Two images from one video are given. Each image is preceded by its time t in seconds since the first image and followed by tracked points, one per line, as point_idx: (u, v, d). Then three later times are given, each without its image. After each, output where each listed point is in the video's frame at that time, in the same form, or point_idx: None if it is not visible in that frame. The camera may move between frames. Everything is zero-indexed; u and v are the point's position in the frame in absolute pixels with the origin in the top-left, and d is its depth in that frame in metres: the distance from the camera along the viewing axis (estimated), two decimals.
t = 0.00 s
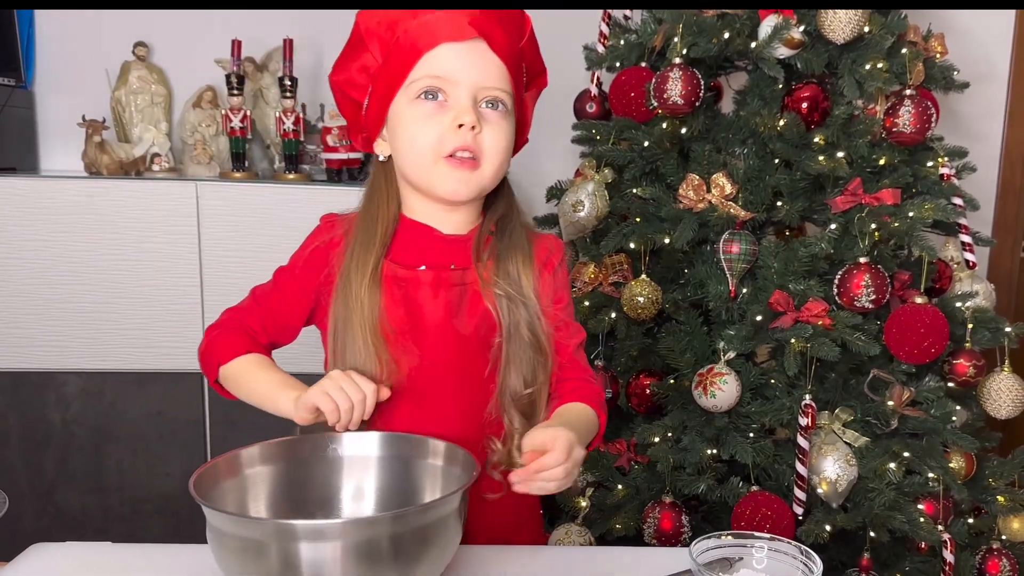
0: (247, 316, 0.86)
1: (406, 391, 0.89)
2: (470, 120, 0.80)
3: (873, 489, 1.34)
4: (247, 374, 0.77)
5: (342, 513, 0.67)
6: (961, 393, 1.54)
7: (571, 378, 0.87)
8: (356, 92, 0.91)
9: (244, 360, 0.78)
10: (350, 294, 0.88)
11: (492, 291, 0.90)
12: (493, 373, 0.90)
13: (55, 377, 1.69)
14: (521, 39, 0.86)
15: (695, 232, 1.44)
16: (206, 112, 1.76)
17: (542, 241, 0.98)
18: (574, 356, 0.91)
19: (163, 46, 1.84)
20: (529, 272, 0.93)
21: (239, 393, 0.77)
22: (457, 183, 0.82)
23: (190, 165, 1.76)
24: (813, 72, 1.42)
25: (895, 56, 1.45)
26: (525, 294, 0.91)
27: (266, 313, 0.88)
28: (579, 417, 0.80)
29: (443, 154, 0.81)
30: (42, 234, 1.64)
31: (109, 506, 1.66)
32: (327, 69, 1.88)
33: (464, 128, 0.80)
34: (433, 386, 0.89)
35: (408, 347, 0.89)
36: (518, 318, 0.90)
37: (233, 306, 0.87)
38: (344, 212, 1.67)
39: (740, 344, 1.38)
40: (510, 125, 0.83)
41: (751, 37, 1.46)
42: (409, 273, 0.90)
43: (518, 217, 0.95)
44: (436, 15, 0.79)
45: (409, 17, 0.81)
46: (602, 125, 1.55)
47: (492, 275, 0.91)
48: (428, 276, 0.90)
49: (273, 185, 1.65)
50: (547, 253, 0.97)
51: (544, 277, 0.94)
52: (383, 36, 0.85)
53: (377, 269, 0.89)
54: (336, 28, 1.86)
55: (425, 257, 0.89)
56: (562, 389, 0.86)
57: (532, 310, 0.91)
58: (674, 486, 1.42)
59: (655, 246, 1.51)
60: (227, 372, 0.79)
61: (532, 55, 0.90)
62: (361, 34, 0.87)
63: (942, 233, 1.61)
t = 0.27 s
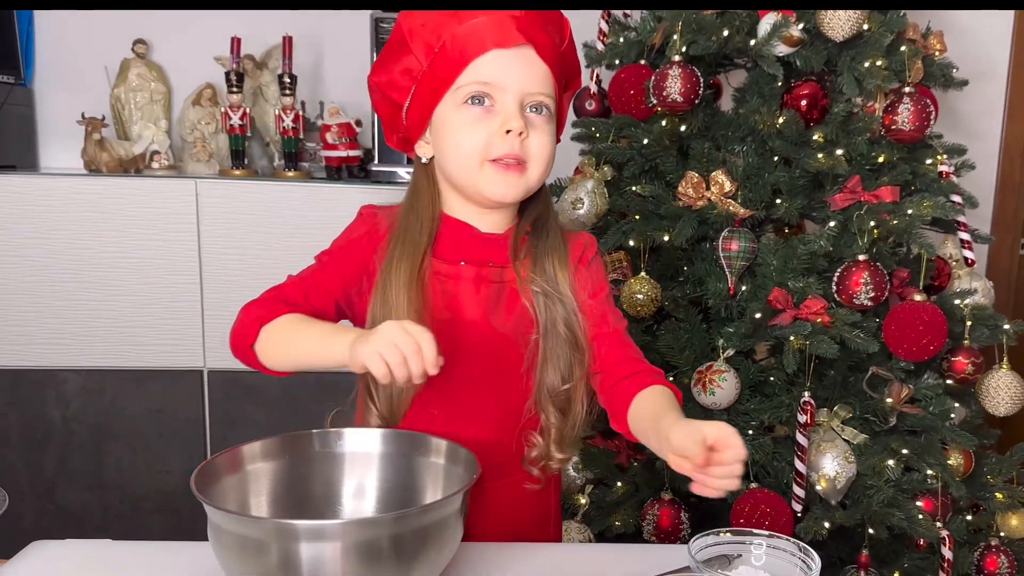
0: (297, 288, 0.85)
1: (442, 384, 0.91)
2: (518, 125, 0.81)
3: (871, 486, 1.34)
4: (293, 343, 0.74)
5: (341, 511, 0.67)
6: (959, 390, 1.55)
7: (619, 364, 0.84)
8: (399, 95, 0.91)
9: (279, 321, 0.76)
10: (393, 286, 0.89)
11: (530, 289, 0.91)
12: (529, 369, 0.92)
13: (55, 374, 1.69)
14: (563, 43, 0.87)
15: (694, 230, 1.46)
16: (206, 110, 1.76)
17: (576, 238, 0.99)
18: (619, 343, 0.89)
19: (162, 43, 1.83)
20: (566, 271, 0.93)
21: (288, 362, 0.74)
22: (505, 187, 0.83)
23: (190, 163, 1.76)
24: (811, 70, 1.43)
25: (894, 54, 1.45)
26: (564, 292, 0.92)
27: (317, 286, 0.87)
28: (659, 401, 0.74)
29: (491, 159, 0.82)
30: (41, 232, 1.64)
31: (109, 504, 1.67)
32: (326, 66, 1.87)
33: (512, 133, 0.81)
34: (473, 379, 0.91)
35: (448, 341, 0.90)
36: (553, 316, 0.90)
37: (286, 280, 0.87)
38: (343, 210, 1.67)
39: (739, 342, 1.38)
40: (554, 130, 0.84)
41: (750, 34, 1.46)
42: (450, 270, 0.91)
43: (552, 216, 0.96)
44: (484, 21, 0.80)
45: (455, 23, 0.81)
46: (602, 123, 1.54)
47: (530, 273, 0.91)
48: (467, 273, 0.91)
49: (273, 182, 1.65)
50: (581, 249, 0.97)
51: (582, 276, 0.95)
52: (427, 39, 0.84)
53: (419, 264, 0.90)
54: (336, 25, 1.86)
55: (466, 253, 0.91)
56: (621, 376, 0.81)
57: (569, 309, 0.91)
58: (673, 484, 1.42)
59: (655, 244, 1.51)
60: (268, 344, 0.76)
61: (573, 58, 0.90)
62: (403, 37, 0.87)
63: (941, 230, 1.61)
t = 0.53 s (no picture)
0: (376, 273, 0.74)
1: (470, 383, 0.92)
2: (547, 120, 0.80)
3: (870, 483, 1.35)
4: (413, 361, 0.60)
5: (341, 508, 0.67)
6: (957, 387, 1.56)
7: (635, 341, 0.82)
8: (419, 92, 0.89)
9: (400, 320, 0.63)
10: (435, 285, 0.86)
11: (548, 291, 0.94)
12: (546, 371, 0.96)
13: (55, 371, 1.69)
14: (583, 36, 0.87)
15: (694, 227, 1.46)
16: (205, 107, 1.76)
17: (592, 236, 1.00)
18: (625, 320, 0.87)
19: (162, 40, 1.83)
20: (581, 270, 0.96)
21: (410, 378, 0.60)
22: (529, 182, 0.82)
23: (189, 160, 1.76)
24: (811, 67, 1.43)
25: (893, 51, 1.45)
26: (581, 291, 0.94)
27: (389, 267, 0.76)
28: (682, 402, 0.70)
29: (518, 154, 0.81)
30: (41, 229, 1.64)
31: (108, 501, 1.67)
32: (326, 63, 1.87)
33: (541, 128, 0.80)
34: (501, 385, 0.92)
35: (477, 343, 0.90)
36: (570, 322, 0.93)
37: (354, 273, 0.74)
38: (342, 206, 1.67)
39: (738, 339, 1.39)
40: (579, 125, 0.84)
41: (750, 31, 1.46)
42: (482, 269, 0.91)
43: (570, 215, 0.97)
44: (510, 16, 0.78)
45: (480, 17, 0.80)
46: (602, 120, 1.53)
47: (550, 275, 0.94)
48: (492, 275, 0.91)
49: (272, 179, 1.65)
50: (594, 245, 0.99)
51: (599, 274, 0.96)
52: (450, 34, 0.83)
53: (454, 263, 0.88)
54: (335, 22, 1.85)
55: (493, 253, 0.91)
56: (641, 354, 0.79)
57: (586, 310, 0.93)
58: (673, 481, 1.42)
59: (654, 241, 1.51)
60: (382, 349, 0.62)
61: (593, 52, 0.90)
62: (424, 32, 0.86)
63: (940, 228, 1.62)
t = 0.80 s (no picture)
0: (416, 284, 0.73)
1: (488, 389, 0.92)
2: (567, 121, 0.78)
3: (869, 479, 1.35)
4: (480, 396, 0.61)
5: (341, 504, 0.67)
6: (955, 382, 1.56)
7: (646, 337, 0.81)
8: (433, 93, 0.89)
9: (473, 352, 0.63)
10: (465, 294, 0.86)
11: (559, 298, 0.95)
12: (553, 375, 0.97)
13: (54, 367, 1.69)
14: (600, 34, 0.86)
15: (693, 223, 1.46)
16: (204, 102, 1.75)
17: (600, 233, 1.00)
18: (635, 318, 0.86)
19: (160, 34, 1.82)
20: (591, 269, 0.95)
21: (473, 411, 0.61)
22: (551, 184, 0.81)
23: (188, 156, 1.76)
24: (810, 63, 1.43)
25: (892, 48, 1.45)
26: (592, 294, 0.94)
27: (428, 273, 0.75)
28: (686, 397, 0.70)
29: (540, 156, 0.80)
30: (40, 225, 1.64)
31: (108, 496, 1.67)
32: (325, 58, 1.87)
33: (562, 130, 0.78)
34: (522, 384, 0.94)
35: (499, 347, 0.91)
36: (576, 329, 0.94)
37: (396, 289, 0.74)
38: (341, 202, 1.67)
39: (737, 335, 1.39)
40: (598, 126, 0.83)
41: (749, 28, 1.46)
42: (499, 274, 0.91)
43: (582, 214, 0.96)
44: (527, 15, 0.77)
45: (498, 17, 0.79)
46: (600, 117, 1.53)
47: (561, 279, 0.94)
48: (513, 280, 0.92)
49: (271, 175, 1.65)
50: (603, 243, 0.98)
51: (610, 273, 0.95)
52: (467, 34, 0.82)
53: (481, 266, 0.87)
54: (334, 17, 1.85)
55: (509, 259, 0.91)
56: (644, 348, 0.79)
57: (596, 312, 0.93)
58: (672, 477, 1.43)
59: (654, 238, 1.52)
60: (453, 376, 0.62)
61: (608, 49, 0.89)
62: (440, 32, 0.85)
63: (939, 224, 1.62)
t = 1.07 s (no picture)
0: (428, 293, 0.73)
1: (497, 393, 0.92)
2: (575, 128, 0.78)
3: (867, 475, 1.35)
4: (501, 419, 0.62)
5: (340, 499, 0.67)
6: (954, 378, 1.56)
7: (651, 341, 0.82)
8: (440, 95, 0.89)
9: (498, 370, 0.64)
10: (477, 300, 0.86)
11: (565, 304, 0.95)
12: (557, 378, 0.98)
13: (54, 362, 1.70)
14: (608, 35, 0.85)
15: (693, 219, 1.47)
16: (204, 97, 1.75)
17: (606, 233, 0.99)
18: (640, 319, 0.86)
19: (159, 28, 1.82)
20: (595, 271, 0.95)
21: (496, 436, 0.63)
22: (557, 190, 0.81)
23: (188, 150, 1.76)
24: (810, 59, 1.43)
25: (892, 44, 1.44)
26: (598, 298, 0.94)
27: (439, 280, 0.75)
28: (697, 403, 0.71)
29: (547, 162, 0.80)
30: (40, 220, 1.64)
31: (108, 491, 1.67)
32: (325, 53, 1.87)
33: (570, 136, 0.78)
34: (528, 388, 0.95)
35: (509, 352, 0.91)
36: (581, 333, 0.94)
37: (411, 296, 0.75)
38: (341, 197, 1.67)
39: (736, 331, 1.39)
40: (606, 131, 0.83)
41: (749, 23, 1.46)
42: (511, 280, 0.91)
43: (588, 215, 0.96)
44: (534, 19, 0.77)
45: (505, 20, 0.79)
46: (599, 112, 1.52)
47: (565, 284, 0.95)
48: (522, 287, 0.92)
49: (271, 170, 1.65)
50: (609, 243, 0.98)
51: (615, 274, 0.95)
52: (474, 37, 0.82)
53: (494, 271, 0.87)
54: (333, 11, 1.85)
55: (518, 264, 0.91)
56: (651, 352, 0.80)
57: (600, 316, 0.93)
58: (671, 473, 1.43)
59: (653, 234, 1.52)
60: (476, 398, 0.64)
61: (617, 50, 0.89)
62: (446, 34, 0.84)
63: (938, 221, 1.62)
